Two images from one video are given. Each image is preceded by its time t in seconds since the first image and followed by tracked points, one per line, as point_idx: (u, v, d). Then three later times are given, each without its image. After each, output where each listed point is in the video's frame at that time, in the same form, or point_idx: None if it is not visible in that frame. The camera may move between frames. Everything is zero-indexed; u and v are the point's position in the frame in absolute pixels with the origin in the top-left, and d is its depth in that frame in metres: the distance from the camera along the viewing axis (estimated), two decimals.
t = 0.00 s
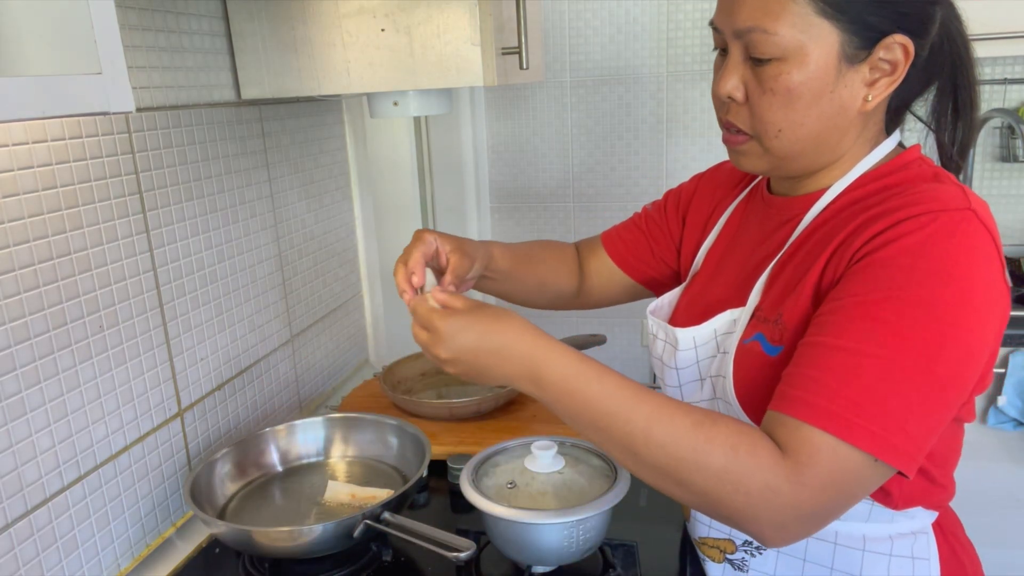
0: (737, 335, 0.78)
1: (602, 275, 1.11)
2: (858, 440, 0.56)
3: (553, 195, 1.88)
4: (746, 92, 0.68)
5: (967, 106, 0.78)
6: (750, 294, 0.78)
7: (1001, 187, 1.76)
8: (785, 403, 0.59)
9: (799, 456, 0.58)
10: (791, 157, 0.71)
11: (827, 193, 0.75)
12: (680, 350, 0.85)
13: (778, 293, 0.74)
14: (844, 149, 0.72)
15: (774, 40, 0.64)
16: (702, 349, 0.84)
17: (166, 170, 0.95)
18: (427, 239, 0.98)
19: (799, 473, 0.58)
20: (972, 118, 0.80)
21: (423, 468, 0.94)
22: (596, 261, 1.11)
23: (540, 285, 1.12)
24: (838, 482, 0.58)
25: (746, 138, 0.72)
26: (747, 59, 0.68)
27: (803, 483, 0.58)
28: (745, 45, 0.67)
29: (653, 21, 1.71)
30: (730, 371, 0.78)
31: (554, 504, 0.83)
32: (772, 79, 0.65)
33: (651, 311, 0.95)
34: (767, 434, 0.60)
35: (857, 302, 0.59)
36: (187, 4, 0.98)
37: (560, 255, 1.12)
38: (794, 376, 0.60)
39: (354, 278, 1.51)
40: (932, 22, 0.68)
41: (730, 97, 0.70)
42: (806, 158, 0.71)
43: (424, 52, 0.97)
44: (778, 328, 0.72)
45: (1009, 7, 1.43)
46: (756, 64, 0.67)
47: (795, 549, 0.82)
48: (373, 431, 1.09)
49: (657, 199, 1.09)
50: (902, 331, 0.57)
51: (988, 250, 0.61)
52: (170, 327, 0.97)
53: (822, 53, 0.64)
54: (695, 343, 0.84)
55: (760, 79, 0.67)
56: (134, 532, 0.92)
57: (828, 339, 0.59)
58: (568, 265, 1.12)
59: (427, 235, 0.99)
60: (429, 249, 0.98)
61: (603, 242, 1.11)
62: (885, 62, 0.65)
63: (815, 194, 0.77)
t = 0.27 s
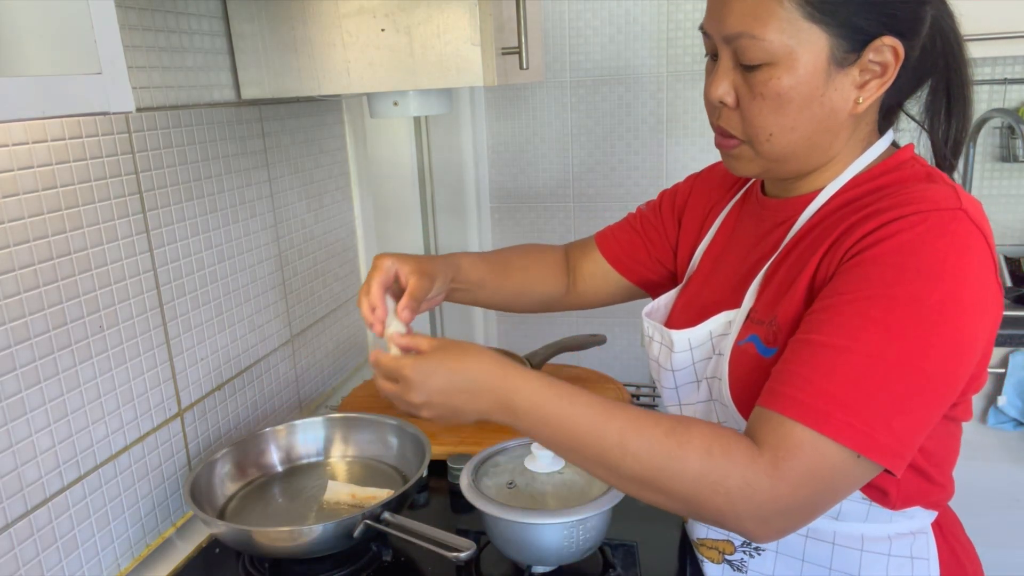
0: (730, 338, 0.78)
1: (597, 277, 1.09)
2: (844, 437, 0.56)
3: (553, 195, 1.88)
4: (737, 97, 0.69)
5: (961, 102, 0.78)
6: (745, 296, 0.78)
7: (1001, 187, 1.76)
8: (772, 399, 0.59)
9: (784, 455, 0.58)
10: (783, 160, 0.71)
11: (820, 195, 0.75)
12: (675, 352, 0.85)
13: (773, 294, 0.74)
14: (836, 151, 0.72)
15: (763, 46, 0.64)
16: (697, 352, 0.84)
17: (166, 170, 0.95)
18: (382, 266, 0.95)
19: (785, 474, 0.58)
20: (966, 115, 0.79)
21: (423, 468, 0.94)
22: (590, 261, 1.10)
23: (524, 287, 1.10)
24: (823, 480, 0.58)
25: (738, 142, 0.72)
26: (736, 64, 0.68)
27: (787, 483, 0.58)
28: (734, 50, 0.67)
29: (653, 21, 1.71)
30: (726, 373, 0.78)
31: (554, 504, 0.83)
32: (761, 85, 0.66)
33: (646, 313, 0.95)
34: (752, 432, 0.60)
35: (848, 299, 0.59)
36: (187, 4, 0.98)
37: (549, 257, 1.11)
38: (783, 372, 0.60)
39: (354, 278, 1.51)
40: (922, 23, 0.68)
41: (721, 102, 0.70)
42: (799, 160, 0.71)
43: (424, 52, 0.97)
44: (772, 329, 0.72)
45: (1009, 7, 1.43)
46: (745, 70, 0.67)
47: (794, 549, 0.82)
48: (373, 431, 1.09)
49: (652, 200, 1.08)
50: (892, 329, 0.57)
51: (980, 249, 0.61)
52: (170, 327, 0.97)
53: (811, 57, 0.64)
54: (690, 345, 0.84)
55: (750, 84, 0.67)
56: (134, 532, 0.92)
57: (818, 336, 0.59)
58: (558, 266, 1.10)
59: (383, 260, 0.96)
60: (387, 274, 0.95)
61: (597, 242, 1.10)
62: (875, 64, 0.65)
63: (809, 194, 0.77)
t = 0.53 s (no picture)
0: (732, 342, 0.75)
1: (583, 286, 1.05)
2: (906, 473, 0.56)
3: (553, 195, 1.88)
4: (723, 102, 0.68)
5: (948, 102, 0.78)
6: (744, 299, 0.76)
7: (1001, 187, 1.76)
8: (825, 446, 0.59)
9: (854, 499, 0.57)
10: (772, 165, 0.70)
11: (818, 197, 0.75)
12: (672, 356, 0.81)
13: (775, 301, 0.73)
14: (824, 154, 0.72)
15: (748, 52, 0.64)
16: (694, 355, 0.80)
17: (166, 170, 0.95)
18: (334, 361, 0.90)
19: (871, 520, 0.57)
20: (953, 111, 0.79)
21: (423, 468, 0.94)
22: (575, 269, 1.05)
23: (499, 309, 1.04)
24: (905, 515, 0.58)
25: (726, 148, 0.72)
26: (721, 70, 0.68)
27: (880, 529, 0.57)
28: (719, 56, 0.67)
29: (654, 21, 1.71)
30: (726, 379, 0.75)
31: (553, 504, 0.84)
32: (747, 90, 0.65)
33: (638, 318, 0.92)
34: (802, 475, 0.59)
35: (876, 334, 0.58)
36: (187, 4, 0.98)
37: (528, 265, 1.05)
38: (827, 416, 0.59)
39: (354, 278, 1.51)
40: (910, 24, 0.68)
41: (708, 108, 0.70)
42: (787, 165, 0.71)
43: (423, 52, 0.97)
44: (780, 340, 0.70)
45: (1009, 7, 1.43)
46: (731, 76, 0.67)
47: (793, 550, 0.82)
48: (373, 432, 1.09)
49: (637, 202, 1.05)
50: (927, 361, 0.56)
51: (988, 253, 0.60)
52: (170, 327, 0.97)
53: (794, 63, 0.64)
54: (686, 348, 0.80)
55: (735, 90, 0.67)
56: (134, 531, 0.92)
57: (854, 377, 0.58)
58: (538, 275, 1.05)
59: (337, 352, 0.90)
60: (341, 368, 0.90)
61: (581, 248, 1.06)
62: (861, 67, 0.65)
63: (807, 196, 0.77)
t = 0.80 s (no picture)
0: (732, 347, 0.75)
1: (569, 298, 0.99)
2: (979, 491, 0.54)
3: (553, 195, 1.88)
4: (713, 107, 0.68)
5: (939, 102, 0.77)
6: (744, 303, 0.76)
7: (1001, 187, 1.76)
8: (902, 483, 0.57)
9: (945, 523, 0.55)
10: (763, 169, 0.70)
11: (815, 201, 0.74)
12: (669, 359, 0.81)
13: (778, 304, 0.73)
14: (817, 156, 0.72)
15: (734, 56, 0.64)
16: (692, 358, 0.80)
17: (166, 170, 0.95)
18: (309, 424, 0.87)
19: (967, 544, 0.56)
20: (944, 111, 0.78)
21: (423, 468, 0.94)
22: (561, 280, 0.98)
23: (471, 335, 0.96)
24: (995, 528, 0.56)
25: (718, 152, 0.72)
26: (710, 75, 0.68)
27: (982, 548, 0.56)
28: (708, 61, 0.67)
29: (654, 21, 1.71)
30: (727, 384, 0.75)
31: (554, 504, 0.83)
32: (735, 94, 0.66)
33: (629, 324, 0.90)
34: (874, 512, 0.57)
35: (912, 362, 0.57)
36: (187, 4, 0.98)
37: (505, 277, 0.98)
38: (891, 454, 0.58)
39: (354, 278, 1.51)
40: (900, 26, 0.68)
41: (698, 112, 0.70)
42: (778, 169, 0.70)
43: (424, 52, 0.97)
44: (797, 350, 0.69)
45: (1008, 8, 1.44)
46: (719, 80, 0.67)
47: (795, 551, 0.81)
48: (373, 432, 1.09)
49: (625, 206, 0.99)
50: (969, 380, 0.54)
51: (1000, 255, 0.59)
52: (170, 328, 0.97)
53: (783, 68, 0.64)
54: (683, 351, 0.80)
55: (725, 95, 0.67)
56: (134, 531, 0.92)
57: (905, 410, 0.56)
58: (517, 287, 0.97)
59: (309, 412, 0.87)
60: (318, 428, 0.88)
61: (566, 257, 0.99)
62: (851, 70, 0.65)
63: (803, 199, 0.76)
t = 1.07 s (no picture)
0: (730, 350, 0.75)
1: (564, 302, 0.98)
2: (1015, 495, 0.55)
3: (553, 195, 1.88)
4: (706, 109, 0.68)
5: (935, 103, 0.77)
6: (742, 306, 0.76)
7: (1001, 187, 1.76)
8: (943, 494, 0.58)
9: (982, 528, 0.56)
10: (757, 172, 0.70)
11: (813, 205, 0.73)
12: (668, 360, 0.81)
13: (780, 305, 0.72)
14: (812, 158, 0.72)
15: (728, 58, 0.64)
16: (690, 360, 0.80)
17: (166, 170, 0.95)
18: (293, 439, 0.87)
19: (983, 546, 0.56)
20: (940, 112, 0.78)
21: (423, 468, 0.94)
22: (555, 285, 0.97)
23: (463, 342, 0.95)
24: None
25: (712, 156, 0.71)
26: (704, 78, 0.68)
27: None
28: (701, 63, 0.67)
29: (654, 21, 1.72)
30: (727, 388, 0.75)
31: (554, 504, 0.83)
32: (729, 97, 0.65)
33: (625, 327, 0.89)
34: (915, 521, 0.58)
35: (940, 376, 0.57)
36: (187, 5, 0.98)
37: (498, 283, 0.97)
38: (931, 467, 0.58)
39: (353, 279, 1.51)
40: (896, 28, 0.68)
41: (692, 115, 0.69)
42: (772, 171, 0.70)
43: (424, 52, 0.97)
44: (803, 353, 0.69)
45: (1008, 8, 1.44)
46: (712, 83, 0.67)
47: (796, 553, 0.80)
48: (373, 431, 1.09)
49: (619, 208, 0.98)
50: (999, 390, 0.55)
51: (1010, 259, 0.60)
52: (170, 328, 0.97)
53: (776, 70, 0.64)
54: (682, 353, 0.80)
55: (718, 97, 0.66)
56: (134, 532, 0.92)
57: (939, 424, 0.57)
58: (511, 292, 0.96)
59: (295, 430, 0.87)
60: (301, 443, 0.88)
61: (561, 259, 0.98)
62: (845, 72, 0.65)
63: (801, 202, 0.76)
